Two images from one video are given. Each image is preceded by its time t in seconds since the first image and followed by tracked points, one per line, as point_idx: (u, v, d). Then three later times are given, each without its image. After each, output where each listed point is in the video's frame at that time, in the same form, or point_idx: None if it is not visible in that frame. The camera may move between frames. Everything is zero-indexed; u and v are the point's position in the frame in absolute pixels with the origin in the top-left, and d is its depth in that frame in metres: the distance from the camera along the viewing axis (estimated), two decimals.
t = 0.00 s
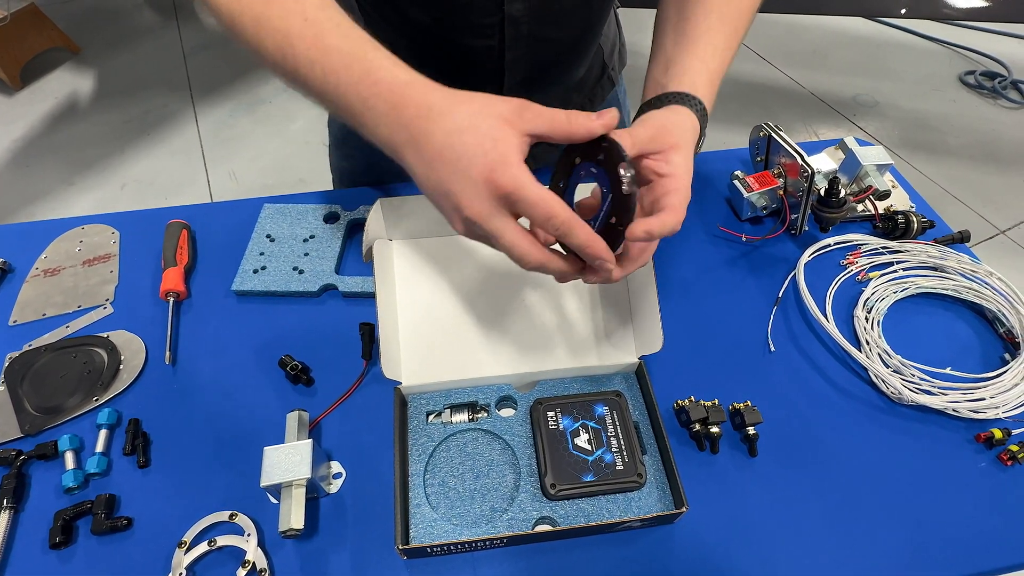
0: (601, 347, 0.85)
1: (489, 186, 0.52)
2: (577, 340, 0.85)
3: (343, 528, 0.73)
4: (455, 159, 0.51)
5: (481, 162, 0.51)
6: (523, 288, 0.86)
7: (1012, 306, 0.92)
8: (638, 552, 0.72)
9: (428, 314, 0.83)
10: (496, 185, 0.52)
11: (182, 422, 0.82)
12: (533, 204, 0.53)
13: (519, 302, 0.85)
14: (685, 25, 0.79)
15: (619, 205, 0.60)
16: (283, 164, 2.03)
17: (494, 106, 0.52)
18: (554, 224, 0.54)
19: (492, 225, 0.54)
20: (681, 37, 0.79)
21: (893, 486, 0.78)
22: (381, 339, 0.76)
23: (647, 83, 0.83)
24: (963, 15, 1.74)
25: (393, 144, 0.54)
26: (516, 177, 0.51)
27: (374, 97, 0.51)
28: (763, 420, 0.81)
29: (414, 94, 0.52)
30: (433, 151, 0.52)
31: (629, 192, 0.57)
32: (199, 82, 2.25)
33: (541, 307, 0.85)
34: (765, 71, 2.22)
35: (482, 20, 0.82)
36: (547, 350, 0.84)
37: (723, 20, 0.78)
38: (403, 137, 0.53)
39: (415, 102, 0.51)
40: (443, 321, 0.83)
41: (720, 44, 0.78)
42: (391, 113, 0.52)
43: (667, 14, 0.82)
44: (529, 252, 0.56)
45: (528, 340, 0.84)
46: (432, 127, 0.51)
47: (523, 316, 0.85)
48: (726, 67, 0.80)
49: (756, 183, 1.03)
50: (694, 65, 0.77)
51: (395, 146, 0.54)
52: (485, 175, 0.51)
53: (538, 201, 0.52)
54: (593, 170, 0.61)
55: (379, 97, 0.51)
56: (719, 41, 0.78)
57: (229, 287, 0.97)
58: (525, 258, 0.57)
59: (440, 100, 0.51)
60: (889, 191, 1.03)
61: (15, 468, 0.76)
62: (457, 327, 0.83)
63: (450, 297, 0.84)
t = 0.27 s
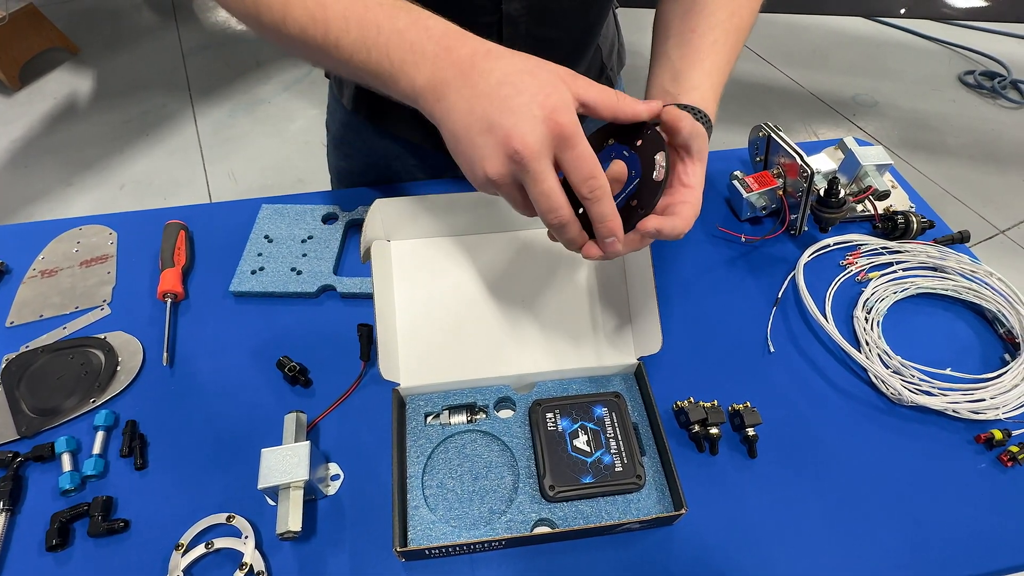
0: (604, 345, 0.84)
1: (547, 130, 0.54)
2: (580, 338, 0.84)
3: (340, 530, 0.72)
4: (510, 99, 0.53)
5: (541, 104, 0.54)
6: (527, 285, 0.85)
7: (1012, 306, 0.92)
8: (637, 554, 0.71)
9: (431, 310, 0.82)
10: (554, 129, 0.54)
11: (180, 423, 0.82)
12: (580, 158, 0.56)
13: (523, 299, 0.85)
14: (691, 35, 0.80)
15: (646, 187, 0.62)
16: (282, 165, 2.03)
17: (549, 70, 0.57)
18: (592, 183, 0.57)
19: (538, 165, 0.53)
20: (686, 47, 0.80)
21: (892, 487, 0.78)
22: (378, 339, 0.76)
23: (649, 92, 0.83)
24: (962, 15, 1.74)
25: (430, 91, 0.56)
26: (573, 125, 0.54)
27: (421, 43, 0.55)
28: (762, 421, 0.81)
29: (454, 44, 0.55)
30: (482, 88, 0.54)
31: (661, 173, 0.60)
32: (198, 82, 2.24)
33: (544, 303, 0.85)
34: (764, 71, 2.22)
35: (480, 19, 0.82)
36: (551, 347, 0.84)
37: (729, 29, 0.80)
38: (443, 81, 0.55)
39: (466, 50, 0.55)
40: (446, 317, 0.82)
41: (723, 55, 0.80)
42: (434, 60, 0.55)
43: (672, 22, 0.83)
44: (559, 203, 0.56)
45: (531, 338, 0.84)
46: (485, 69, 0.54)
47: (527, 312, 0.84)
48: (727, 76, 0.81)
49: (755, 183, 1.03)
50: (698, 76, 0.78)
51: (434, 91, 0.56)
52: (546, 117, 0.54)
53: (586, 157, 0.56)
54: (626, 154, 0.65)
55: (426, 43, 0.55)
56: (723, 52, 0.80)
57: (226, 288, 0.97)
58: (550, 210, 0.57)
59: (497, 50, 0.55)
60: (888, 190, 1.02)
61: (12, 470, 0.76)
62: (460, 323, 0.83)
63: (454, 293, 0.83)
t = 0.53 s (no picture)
0: (598, 343, 0.84)
1: (511, 84, 0.51)
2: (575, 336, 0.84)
3: (338, 532, 0.72)
4: (468, 64, 0.51)
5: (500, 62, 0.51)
6: (523, 283, 0.85)
7: (1012, 306, 0.92)
8: (635, 556, 0.71)
9: (427, 308, 0.82)
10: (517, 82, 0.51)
11: (177, 424, 0.81)
12: (555, 101, 0.51)
13: (519, 297, 0.84)
14: (693, 32, 0.80)
15: (670, 196, 0.63)
16: (280, 165, 2.03)
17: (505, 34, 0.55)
18: (580, 122, 0.51)
19: (509, 118, 0.50)
20: (688, 45, 0.79)
21: (892, 488, 0.77)
22: (376, 341, 0.76)
23: (651, 90, 0.82)
24: (961, 14, 1.73)
25: (389, 73, 0.54)
26: (537, 75, 0.51)
27: (376, 25, 0.53)
28: (761, 422, 0.80)
29: (409, 22, 0.53)
30: (436, 60, 0.52)
31: (689, 185, 0.63)
32: (196, 83, 2.24)
33: (540, 302, 0.85)
34: (764, 71, 2.22)
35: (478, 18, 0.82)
36: (545, 345, 0.83)
37: (731, 27, 0.80)
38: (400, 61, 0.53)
39: (421, 27, 0.53)
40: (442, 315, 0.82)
41: (725, 53, 0.80)
42: (390, 39, 0.53)
43: (674, 20, 0.82)
44: (547, 148, 0.50)
45: (527, 335, 0.83)
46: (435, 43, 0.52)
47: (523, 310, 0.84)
48: (729, 74, 0.81)
49: (754, 183, 1.03)
50: (701, 73, 0.77)
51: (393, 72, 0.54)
52: (506, 73, 0.51)
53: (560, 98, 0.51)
54: (652, 160, 0.66)
55: (381, 24, 0.53)
56: (725, 49, 0.79)
57: (224, 289, 0.96)
58: (540, 158, 0.51)
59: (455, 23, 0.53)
60: (888, 190, 1.02)
61: (7, 472, 0.76)
62: (456, 321, 0.82)
63: (450, 291, 0.83)
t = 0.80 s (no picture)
0: (599, 342, 0.84)
1: (501, 100, 0.53)
2: (576, 335, 0.84)
3: (338, 531, 0.72)
4: (462, 82, 0.54)
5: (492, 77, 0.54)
6: (523, 283, 0.85)
7: (1011, 306, 0.92)
8: (635, 555, 0.71)
9: (428, 308, 0.82)
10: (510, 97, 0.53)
11: (177, 424, 0.82)
12: (544, 114, 0.53)
13: (519, 297, 0.85)
14: (686, 35, 0.80)
15: (654, 199, 0.63)
16: (280, 165, 2.03)
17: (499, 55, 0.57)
18: (568, 135, 0.53)
19: (504, 132, 0.53)
20: (682, 46, 0.79)
21: (891, 487, 0.77)
22: (376, 341, 0.76)
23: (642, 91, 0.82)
24: (960, 14, 1.74)
25: (394, 95, 0.57)
26: (526, 88, 0.53)
27: (380, 47, 0.56)
28: (760, 421, 0.81)
29: (408, 40, 0.56)
30: (437, 80, 0.55)
31: (673, 186, 0.63)
32: (196, 83, 2.24)
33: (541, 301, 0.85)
34: (763, 71, 2.22)
35: (476, 19, 0.82)
36: (546, 345, 0.83)
37: (725, 30, 0.80)
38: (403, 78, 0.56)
39: (420, 50, 0.55)
40: (443, 314, 0.82)
41: (718, 56, 0.80)
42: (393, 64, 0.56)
43: (667, 22, 0.83)
44: (544, 159, 0.53)
45: (528, 335, 0.83)
46: (432, 64, 0.55)
47: (523, 309, 0.84)
48: (722, 76, 0.81)
49: (753, 183, 1.03)
50: (692, 77, 0.78)
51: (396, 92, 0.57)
52: (497, 89, 0.53)
53: (549, 110, 0.53)
54: (636, 161, 0.65)
55: (386, 48, 0.56)
56: (718, 52, 0.80)
57: (224, 289, 0.96)
58: (537, 169, 0.53)
59: (454, 45, 0.56)
60: (887, 190, 1.02)
61: (8, 472, 0.76)
62: (457, 321, 0.82)
63: (451, 291, 0.83)
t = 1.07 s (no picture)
0: (600, 342, 0.84)
1: (444, 116, 0.59)
2: (576, 335, 0.84)
3: (337, 531, 0.72)
4: (414, 97, 0.59)
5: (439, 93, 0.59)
6: (522, 283, 0.85)
7: (1010, 306, 0.92)
8: (634, 555, 0.71)
9: (429, 308, 0.82)
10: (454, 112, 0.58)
11: (176, 424, 0.82)
12: (483, 131, 0.58)
13: (519, 297, 0.85)
14: (699, 44, 0.80)
15: (709, 218, 0.65)
16: (279, 165, 2.03)
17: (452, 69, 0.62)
18: (506, 147, 0.58)
19: (447, 148, 0.59)
20: (697, 56, 0.79)
21: (890, 487, 0.77)
22: (375, 341, 0.76)
23: (657, 100, 0.82)
24: (959, 14, 1.74)
25: (366, 102, 0.63)
26: (466, 107, 0.58)
27: (354, 59, 0.61)
28: (759, 421, 0.81)
29: (375, 50, 0.61)
30: (398, 94, 0.60)
31: (723, 200, 0.65)
32: (195, 83, 2.24)
33: (540, 301, 0.85)
34: (762, 71, 2.22)
35: (474, 19, 0.82)
36: (547, 345, 0.83)
37: (738, 36, 0.80)
38: (371, 83, 0.61)
39: (388, 63, 0.61)
40: (445, 316, 0.82)
41: (733, 64, 0.80)
42: (361, 71, 0.61)
43: (678, 31, 0.82)
44: (482, 170, 0.59)
45: (529, 335, 0.83)
46: (396, 79, 0.60)
47: (524, 310, 0.84)
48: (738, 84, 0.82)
49: (752, 183, 1.02)
50: (710, 87, 0.78)
51: (364, 94, 0.62)
52: (441, 106, 0.58)
53: (488, 127, 0.58)
54: (670, 189, 0.67)
55: (359, 59, 0.61)
56: (733, 61, 0.80)
57: (223, 289, 0.96)
58: (476, 177, 0.60)
59: (416, 61, 0.61)
60: (886, 190, 1.02)
61: (7, 472, 0.76)
62: (459, 323, 0.82)
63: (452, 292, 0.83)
